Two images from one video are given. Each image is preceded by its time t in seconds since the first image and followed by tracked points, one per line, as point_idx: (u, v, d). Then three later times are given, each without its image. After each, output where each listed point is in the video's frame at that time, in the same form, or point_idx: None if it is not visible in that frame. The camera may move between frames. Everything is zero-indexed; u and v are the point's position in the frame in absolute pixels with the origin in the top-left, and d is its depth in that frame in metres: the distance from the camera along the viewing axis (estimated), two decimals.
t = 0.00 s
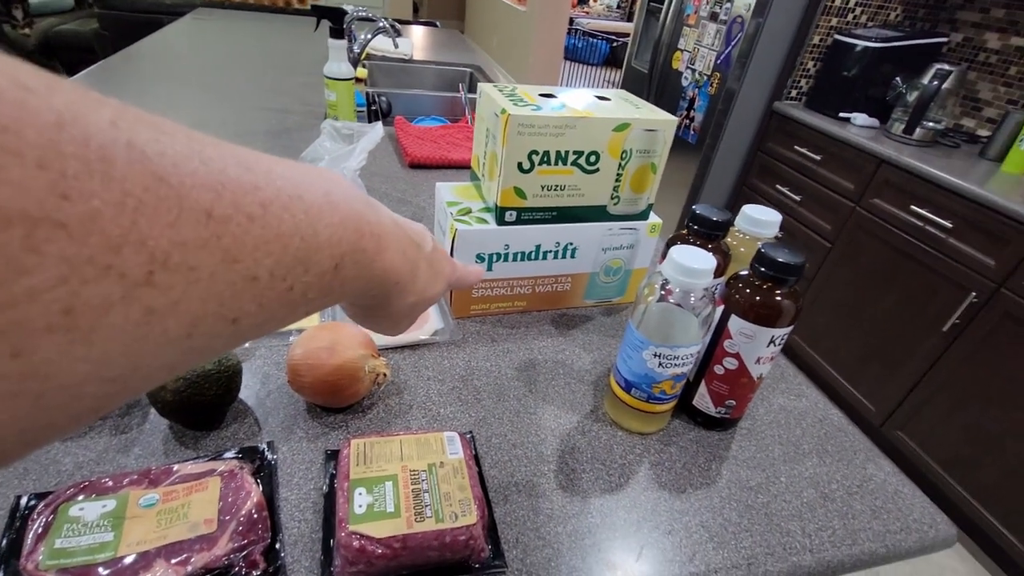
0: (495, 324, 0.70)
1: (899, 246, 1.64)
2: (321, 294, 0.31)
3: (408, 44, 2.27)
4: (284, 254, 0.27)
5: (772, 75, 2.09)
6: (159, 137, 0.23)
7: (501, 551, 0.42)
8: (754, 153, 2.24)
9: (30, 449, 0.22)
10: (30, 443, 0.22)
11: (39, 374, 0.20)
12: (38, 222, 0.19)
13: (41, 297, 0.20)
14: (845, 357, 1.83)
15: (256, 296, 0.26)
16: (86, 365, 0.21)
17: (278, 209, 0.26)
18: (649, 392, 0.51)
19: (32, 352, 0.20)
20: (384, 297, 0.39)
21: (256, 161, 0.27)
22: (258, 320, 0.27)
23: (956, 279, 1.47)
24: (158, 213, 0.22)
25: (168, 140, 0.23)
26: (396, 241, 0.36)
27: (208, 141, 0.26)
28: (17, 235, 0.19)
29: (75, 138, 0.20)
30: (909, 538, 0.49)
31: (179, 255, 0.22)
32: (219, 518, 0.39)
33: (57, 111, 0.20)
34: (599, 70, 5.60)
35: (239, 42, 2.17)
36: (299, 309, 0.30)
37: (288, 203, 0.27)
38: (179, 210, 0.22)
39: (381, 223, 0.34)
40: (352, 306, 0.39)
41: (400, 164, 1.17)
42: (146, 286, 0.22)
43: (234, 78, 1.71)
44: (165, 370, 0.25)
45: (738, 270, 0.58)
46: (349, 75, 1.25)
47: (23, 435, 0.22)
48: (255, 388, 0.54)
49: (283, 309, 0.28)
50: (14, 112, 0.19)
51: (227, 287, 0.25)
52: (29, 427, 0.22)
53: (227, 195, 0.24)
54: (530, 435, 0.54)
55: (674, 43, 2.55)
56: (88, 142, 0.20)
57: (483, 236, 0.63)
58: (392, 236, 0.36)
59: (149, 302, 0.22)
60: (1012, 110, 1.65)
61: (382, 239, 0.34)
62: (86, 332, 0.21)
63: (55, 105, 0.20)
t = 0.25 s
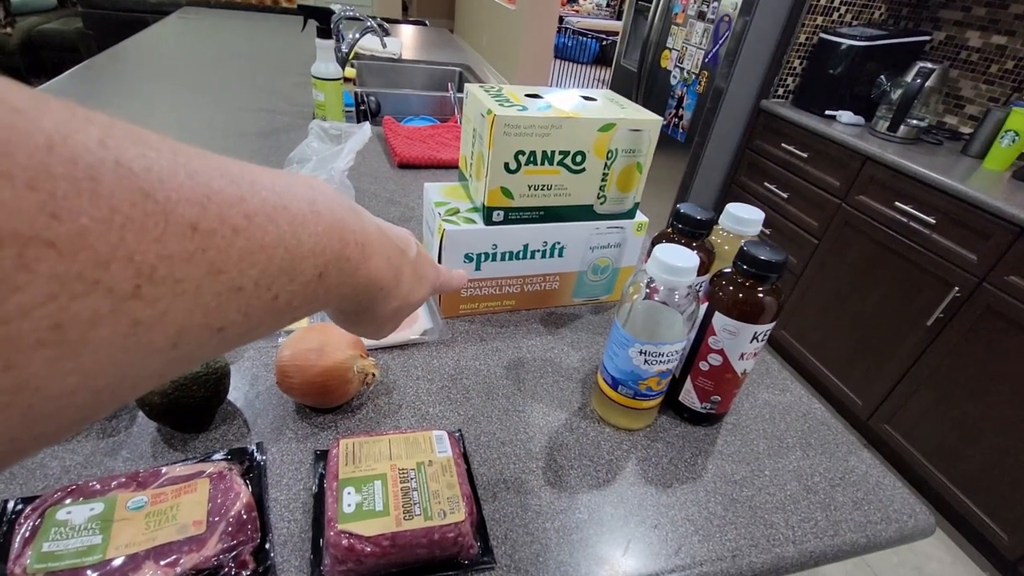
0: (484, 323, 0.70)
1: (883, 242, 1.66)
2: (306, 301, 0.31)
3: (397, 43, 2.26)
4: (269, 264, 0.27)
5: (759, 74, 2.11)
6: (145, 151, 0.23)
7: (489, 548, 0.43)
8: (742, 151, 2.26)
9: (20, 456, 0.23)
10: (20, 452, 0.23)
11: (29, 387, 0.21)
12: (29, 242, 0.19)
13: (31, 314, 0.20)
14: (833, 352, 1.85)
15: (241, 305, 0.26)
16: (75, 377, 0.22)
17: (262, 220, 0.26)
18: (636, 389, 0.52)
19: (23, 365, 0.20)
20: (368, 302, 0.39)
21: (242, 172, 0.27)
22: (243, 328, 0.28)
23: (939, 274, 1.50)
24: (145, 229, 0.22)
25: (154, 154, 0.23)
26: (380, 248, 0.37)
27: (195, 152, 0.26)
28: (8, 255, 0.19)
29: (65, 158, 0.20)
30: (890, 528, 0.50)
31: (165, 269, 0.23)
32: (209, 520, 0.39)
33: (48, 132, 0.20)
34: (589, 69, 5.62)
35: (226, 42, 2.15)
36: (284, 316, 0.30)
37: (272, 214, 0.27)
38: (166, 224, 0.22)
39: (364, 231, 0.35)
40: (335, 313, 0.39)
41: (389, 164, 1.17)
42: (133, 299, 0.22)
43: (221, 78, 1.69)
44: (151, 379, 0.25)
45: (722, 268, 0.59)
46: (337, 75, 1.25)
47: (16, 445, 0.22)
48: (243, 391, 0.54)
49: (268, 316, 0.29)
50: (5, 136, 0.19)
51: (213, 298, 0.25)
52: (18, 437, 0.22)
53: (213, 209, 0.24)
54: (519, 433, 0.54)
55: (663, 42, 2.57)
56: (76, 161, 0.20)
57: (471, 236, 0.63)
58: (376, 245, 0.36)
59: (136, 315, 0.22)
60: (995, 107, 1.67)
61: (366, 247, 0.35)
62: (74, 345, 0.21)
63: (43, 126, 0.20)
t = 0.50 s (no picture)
0: (480, 325, 0.71)
1: (878, 241, 1.67)
2: (290, 309, 0.31)
3: (393, 44, 2.26)
4: (251, 275, 0.27)
5: (753, 74, 2.12)
6: (126, 166, 0.23)
7: (485, 549, 0.43)
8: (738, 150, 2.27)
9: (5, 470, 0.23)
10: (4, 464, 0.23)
11: (11, 402, 0.21)
12: (12, 260, 0.20)
13: (14, 330, 0.20)
14: (829, 350, 1.86)
15: (224, 316, 0.27)
16: (57, 391, 0.22)
17: (244, 231, 0.27)
18: (631, 389, 0.52)
19: (6, 380, 0.21)
20: (352, 308, 0.39)
21: (224, 184, 0.28)
22: (228, 338, 0.28)
23: (933, 271, 1.51)
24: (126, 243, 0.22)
25: (135, 168, 0.24)
26: (364, 257, 0.37)
27: (176, 165, 0.26)
28: None
29: (45, 176, 0.20)
30: (883, 526, 0.51)
31: (146, 282, 0.23)
32: (204, 524, 0.39)
33: (28, 151, 0.20)
34: (585, 68, 5.63)
35: (222, 44, 2.15)
36: (268, 325, 0.30)
37: (254, 225, 0.27)
38: (147, 238, 0.23)
39: (348, 239, 0.35)
40: (320, 320, 0.39)
41: (384, 166, 1.17)
42: (115, 313, 0.23)
43: (216, 80, 1.69)
44: (134, 391, 0.25)
45: (715, 268, 0.60)
46: (332, 77, 1.25)
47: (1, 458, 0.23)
48: (240, 394, 0.54)
49: (252, 326, 0.29)
50: None
51: (195, 310, 0.25)
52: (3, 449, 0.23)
53: (194, 221, 0.24)
54: (515, 434, 0.55)
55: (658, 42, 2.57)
56: (56, 179, 0.21)
57: (466, 239, 0.64)
58: (360, 253, 0.37)
59: (118, 329, 0.23)
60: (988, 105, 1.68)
61: (349, 256, 0.35)
62: (55, 361, 0.22)
63: (23, 144, 0.20)
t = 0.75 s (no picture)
0: (485, 328, 0.71)
1: (886, 241, 1.66)
2: (289, 310, 0.31)
3: (398, 48, 2.27)
4: (249, 276, 0.27)
5: (759, 74, 2.11)
6: (123, 168, 0.23)
7: (491, 553, 0.43)
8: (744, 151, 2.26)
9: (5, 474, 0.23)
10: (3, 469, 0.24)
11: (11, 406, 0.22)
12: (10, 264, 0.20)
13: (13, 333, 0.21)
14: (837, 352, 1.85)
15: (222, 318, 0.27)
16: (57, 395, 0.23)
17: (242, 233, 0.27)
18: (637, 393, 0.52)
19: (4, 385, 0.21)
20: (351, 309, 0.39)
21: (221, 186, 0.28)
22: (227, 339, 0.28)
23: (942, 272, 1.49)
24: (123, 245, 0.22)
25: (132, 171, 0.24)
26: (363, 257, 0.37)
27: (174, 167, 0.26)
28: None
29: (41, 179, 0.21)
30: (893, 530, 0.50)
31: (144, 284, 0.23)
32: (212, 529, 0.39)
33: (24, 155, 0.21)
34: (590, 71, 5.63)
35: (229, 49, 2.17)
36: (267, 327, 0.30)
37: (251, 227, 0.27)
38: (145, 240, 0.23)
39: (346, 240, 0.35)
40: (318, 322, 0.39)
41: (389, 170, 1.17)
42: (113, 316, 0.23)
43: (223, 85, 1.71)
44: (134, 394, 0.26)
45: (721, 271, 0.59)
46: (338, 82, 1.26)
47: None
48: (247, 399, 0.54)
49: (250, 328, 0.29)
50: None
51: (193, 312, 0.25)
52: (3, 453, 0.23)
53: (191, 223, 0.25)
54: (521, 438, 0.55)
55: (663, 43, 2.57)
56: (52, 182, 0.21)
57: (470, 243, 0.64)
58: (358, 254, 0.37)
59: (116, 331, 0.23)
60: (997, 104, 1.67)
61: (347, 256, 0.35)
62: (53, 365, 0.22)
63: (19, 148, 0.21)
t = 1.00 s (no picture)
0: (489, 332, 0.71)
1: (892, 243, 1.65)
2: (291, 313, 0.32)
3: (402, 51, 2.29)
4: (251, 280, 0.27)
5: (763, 76, 2.11)
6: (126, 174, 0.24)
7: (495, 558, 0.43)
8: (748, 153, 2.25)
9: (11, 479, 0.23)
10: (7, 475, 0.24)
11: (16, 411, 0.22)
12: (14, 270, 0.20)
13: (18, 339, 0.21)
14: (843, 354, 1.84)
15: (225, 322, 0.27)
16: (61, 400, 0.23)
17: (244, 238, 0.27)
18: (640, 398, 0.52)
19: (9, 391, 0.21)
20: (352, 312, 0.39)
21: (224, 191, 0.28)
22: (230, 343, 0.28)
23: (949, 274, 1.48)
24: (126, 251, 0.23)
25: (134, 177, 0.24)
26: (363, 260, 0.37)
27: (176, 173, 0.27)
28: None
29: (45, 187, 0.21)
30: (898, 536, 0.50)
31: (147, 289, 0.24)
32: (216, 533, 0.39)
33: (28, 162, 0.21)
34: (594, 72, 5.64)
35: (235, 53, 2.19)
36: (269, 330, 0.31)
37: (253, 231, 0.28)
38: (147, 246, 0.23)
39: (347, 242, 0.35)
40: (318, 324, 0.40)
41: (393, 173, 1.18)
42: (116, 321, 0.23)
43: (229, 89, 1.72)
44: (138, 399, 0.26)
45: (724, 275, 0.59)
46: (342, 86, 1.26)
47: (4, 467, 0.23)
48: (251, 404, 0.54)
49: (252, 332, 0.29)
50: None
51: (196, 316, 0.26)
52: (9, 459, 0.23)
53: (194, 228, 0.25)
54: (524, 442, 0.55)
55: (666, 45, 2.57)
56: (56, 189, 0.21)
57: (473, 247, 0.64)
58: (358, 256, 0.37)
59: (120, 337, 0.23)
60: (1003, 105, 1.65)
61: (348, 259, 0.35)
62: (58, 370, 0.22)
63: (23, 156, 0.21)
